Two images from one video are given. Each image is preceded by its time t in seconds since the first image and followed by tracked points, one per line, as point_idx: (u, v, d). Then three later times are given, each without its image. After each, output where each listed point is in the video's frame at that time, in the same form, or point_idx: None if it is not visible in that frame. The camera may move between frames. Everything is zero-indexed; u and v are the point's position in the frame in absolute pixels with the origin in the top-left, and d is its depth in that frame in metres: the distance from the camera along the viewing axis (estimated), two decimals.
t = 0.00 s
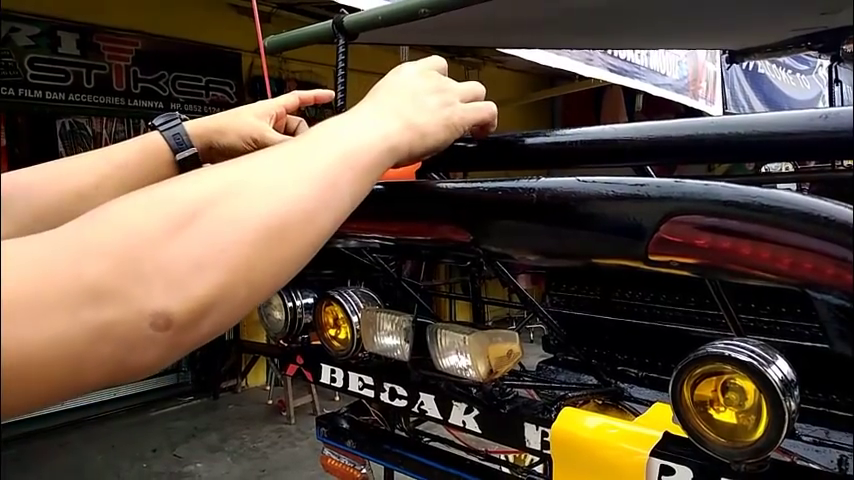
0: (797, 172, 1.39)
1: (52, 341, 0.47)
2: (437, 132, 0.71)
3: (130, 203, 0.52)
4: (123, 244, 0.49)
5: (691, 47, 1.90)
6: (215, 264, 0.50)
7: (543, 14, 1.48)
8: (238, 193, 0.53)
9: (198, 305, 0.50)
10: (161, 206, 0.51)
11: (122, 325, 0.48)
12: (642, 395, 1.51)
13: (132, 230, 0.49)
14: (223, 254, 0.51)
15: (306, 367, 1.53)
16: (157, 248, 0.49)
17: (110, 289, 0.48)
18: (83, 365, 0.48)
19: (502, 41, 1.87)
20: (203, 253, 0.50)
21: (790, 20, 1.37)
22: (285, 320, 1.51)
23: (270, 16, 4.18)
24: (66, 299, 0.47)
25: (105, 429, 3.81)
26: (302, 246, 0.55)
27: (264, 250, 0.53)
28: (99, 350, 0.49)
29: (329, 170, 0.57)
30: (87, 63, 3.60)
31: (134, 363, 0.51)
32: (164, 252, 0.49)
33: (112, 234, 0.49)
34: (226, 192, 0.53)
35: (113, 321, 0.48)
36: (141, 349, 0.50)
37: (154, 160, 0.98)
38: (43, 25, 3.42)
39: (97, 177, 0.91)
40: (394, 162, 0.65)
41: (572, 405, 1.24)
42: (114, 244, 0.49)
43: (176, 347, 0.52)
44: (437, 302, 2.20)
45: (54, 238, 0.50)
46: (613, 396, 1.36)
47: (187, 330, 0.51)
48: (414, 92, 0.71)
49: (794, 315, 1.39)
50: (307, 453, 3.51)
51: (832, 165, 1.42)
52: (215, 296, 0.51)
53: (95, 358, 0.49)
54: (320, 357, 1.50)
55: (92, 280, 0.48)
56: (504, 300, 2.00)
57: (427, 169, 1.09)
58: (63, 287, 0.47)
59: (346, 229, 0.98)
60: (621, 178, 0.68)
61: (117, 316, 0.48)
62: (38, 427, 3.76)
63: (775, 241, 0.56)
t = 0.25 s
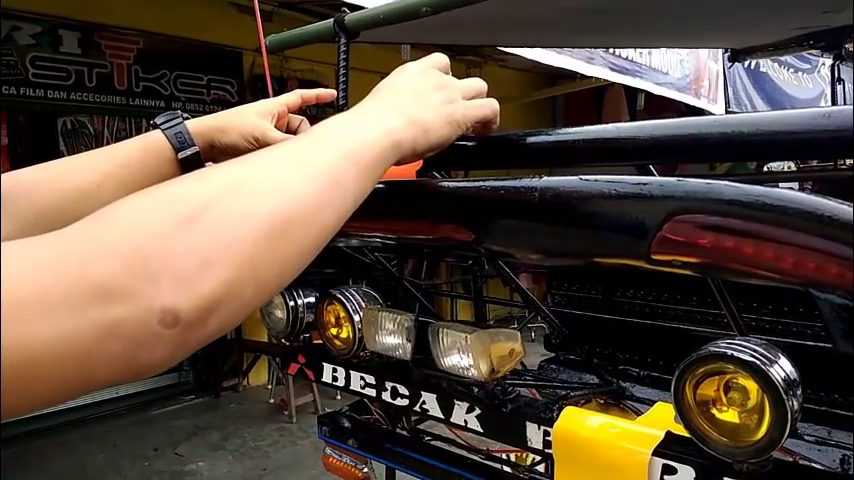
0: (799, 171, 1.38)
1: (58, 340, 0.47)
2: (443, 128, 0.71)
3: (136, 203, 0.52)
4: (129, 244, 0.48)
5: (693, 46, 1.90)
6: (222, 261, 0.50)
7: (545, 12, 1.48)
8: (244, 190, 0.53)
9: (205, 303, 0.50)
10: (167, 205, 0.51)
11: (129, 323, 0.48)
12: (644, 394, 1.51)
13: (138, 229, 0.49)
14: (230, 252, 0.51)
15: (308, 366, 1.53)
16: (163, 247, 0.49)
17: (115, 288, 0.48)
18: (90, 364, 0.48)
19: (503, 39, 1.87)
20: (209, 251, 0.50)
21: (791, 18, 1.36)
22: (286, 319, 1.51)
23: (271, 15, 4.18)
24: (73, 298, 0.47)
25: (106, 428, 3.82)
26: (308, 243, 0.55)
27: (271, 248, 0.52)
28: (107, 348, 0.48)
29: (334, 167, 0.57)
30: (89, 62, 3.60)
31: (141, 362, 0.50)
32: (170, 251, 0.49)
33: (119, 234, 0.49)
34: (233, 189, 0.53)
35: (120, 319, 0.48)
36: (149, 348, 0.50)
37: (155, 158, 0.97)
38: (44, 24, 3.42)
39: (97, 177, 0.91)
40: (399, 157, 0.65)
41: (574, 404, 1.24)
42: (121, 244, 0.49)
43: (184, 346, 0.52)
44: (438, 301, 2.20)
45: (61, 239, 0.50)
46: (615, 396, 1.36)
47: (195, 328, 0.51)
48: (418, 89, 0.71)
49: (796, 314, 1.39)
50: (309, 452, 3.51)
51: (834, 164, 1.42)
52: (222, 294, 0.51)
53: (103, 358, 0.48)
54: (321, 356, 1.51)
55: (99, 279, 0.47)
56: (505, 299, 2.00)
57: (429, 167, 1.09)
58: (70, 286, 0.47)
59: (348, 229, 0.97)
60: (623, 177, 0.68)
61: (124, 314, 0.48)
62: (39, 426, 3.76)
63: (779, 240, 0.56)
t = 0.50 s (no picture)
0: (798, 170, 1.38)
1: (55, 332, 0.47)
2: (479, 117, 0.71)
3: (139, 193, 0.52)
4: (130, 237, 0.48)
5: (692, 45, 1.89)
6: (221, 256, 0.50)
7: (544, 11, 1.47)
8: (251, 184, 0.52)
9: (203, 298, 0.50)
10: (170, 197, 0.51)
11: (124, 317, 0.48)
12: (643, 394, 1.53)
13: (139, 221, 0.49)
14: (230, 246, 0.50)
15: (307, 366, 1.53)
16: (163, 240, 0.49)
17: (112, 282, 0.47)
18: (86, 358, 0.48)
19: (502, 39, 1.86)
20: (209, 245, 0.49)
21: (791, 17, 1.36)
22: (285, 319, 1.51)
23: (271, 15, 4.18)
24: (70, 291, 0.47)
25: (106, 428, 3.82)
26: (317, 240, 0.54)
27: (273, 243, 0.52)
28: (102, 342, 0.48)
29: (346, 160, 0.56)
30: (88, 62, 3.60)
31: (138, 357, 0.50)
32: (170, 245, 0.49)
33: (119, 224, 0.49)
34: (239, 183, 0.52)
35: (116, 314, 0.48)
36: (145, 343, 0.50)
37: (155, 159, 0.98)
38: (43, 23, 3.42)
39: (97, 177, 0.91)
40: (427, 147, 0.64)
41: (573, 404, 1.24)
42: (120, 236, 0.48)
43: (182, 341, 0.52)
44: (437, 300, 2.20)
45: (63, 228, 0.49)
46: (614, 395, 1.35)
47: (192, 324, 0.51)
48: (444, 80, 0.70)
49: (796, 314, 1.38)
50: (309, 451, 3.51)
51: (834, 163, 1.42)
52: (222, 290, 0.50)
53: (99, 352, 0.48)
54: (320, 355, 1.50)
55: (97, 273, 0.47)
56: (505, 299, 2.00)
57: (428, 167, 1.09)
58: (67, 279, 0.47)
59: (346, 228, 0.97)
60: (621, 177, 0.68)
61: (120, 309, 0.48)
62: (39, 426, 3.76)
63: (776, 239, 0.56)
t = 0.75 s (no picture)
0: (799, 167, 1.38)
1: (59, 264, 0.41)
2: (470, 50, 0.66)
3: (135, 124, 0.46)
4: (138, 158, 0.43)
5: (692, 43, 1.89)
6: (236, 170, 0.44)
7: (544, 9, 1.47)
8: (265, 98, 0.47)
9: (222, 217, 0.44)
10: (173, 120, 0.45)
11: (139, 243, 0.42)
12: (642, 392, 1.53)
13: (136, 148, 0.44)
14: (242, 160, 0.44)
15: (306, 365, 1.53)
16: (167, 160, 0.43)
17: (119, 203, 0.42)
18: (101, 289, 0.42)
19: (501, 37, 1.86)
20: (218, 158, 0.44)
21: (792, 14, 1.36)
22: (285, 318, 1.51)
23: (270, 14, 4.18)
24: (77, 220, 0.42)
25: (107, 427, 3.82)
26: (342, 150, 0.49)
27: (287, 152, 0.46)
28: (118, 274, 0.42)
29: (366, 70, 0.51)
30: (88, 62, 3.60)
31: (160, 284, 0.44)
32: (176, 163, 0.43)
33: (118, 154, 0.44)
34: (252, 97, 0.47)
35: (127, 240, 0.42)
36: (166, 267, 0.43)
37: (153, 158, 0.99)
38: (43, 23, 3.42)
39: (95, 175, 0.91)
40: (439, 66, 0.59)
41: (572, 402, 1.23)
42: (119, 167, 0.43)
43: (209, 265, 0.45)
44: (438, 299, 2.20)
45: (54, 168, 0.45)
46: (614, 393, 1.35)
47: (217, 244, 0.44)
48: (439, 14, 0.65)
49: (797, 311, 1.38)
50: (309, 451, 3.51)
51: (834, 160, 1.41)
52: (247, 206, 0.44)
53: (113, 283, 0.42)
54: (320, 354, 1.51)
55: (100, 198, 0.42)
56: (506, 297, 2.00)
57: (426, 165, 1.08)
58: (64, 209, 0.42)
59: (345, 227, 0.97)
60: (619, 173, 0.68)
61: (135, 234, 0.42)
62: (40, 425, 3.77)
63: (774, 235, 0.56)
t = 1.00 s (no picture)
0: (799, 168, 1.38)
1: (109, 209, 0.46)
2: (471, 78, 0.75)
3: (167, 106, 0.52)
4: (183, 126, 0.49)
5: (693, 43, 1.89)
6: (269, 136, 0.50)
7: (544, 10, 1.47)
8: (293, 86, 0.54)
9: (259, 175, 0.50)
10: (210, 101, 0.52)
11: (182, 191, 0.48)
12: (643, 392, 1.51)
13: (176, 120, 0.50)
14: (273, 129, 0.51)
15: (307, 366, 1.52)
16: (205, 126, 0.49)
17: (165, 159, 0.47)
18: (148, 235, 0.47)
19: (501, 38, 1.86)
20: (249, 124, 0.50)
21: (792, 15, 1.36)
22: (285, 319, 1.51)
23: (270, 15, 4.19)
24: (126, 170, 0.47)
25: (108, 428, 3.82)
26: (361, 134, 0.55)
27: (314, 128, 0.52)
28: (157, 220, 0.47)
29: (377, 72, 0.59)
30: (88, 63, 3.60)
31: (198, 233, 0.49)
32: (213, 129, 0.49)
33: (159, 124, 0.49)
34: (282, 84, 0.54)
35: (171, 188, 0.47)
36: (204, 217, 0.49)
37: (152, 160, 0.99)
38: (43, 25, 3.42)
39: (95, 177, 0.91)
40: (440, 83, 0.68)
41: (572, 402, 1.23)
42: (162, 133, 0.49)
43: (243, 223, 0.51)
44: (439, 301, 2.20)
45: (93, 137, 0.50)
46: (614, 394, 1.35)
47: (251, 199, 0.50)
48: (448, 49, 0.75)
49: (797, 312, 1.38)
50: (310, 452, 3.51)
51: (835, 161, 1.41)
52: (276, 169, 0.50)
53: (157, 228, 0.47)
54: (320, 355, 1.50)
55: (144, 157, 0.47)
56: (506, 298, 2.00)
57: (425, 166, 1.08)
58: (110, 164, 0.47)
59: (345, 227, 0.97)
60: (618, 174, 0.68)
61: (177, 183, 0.47)
62: (41, 426, 3.76)
63: (771, 236, 0.56)
